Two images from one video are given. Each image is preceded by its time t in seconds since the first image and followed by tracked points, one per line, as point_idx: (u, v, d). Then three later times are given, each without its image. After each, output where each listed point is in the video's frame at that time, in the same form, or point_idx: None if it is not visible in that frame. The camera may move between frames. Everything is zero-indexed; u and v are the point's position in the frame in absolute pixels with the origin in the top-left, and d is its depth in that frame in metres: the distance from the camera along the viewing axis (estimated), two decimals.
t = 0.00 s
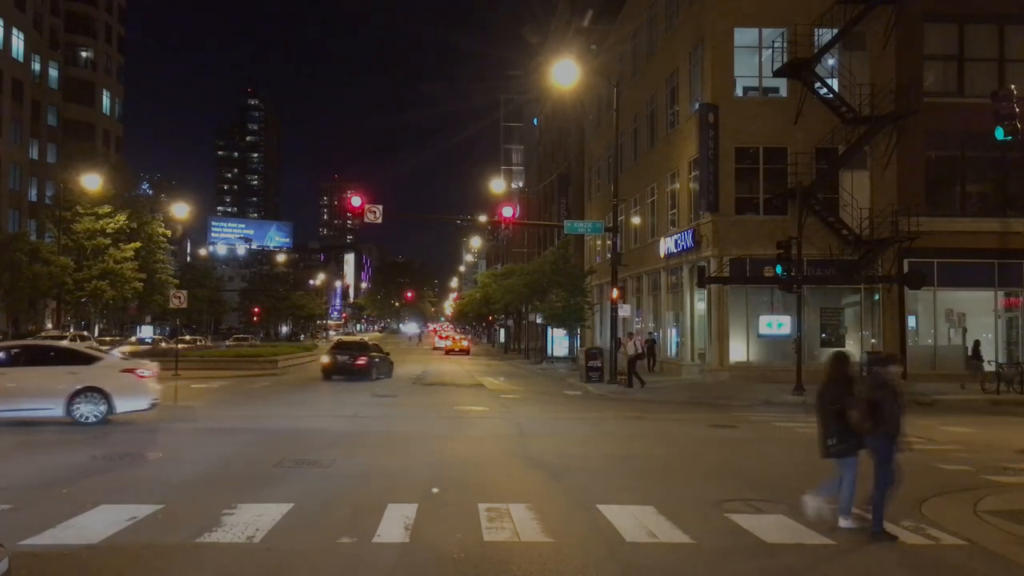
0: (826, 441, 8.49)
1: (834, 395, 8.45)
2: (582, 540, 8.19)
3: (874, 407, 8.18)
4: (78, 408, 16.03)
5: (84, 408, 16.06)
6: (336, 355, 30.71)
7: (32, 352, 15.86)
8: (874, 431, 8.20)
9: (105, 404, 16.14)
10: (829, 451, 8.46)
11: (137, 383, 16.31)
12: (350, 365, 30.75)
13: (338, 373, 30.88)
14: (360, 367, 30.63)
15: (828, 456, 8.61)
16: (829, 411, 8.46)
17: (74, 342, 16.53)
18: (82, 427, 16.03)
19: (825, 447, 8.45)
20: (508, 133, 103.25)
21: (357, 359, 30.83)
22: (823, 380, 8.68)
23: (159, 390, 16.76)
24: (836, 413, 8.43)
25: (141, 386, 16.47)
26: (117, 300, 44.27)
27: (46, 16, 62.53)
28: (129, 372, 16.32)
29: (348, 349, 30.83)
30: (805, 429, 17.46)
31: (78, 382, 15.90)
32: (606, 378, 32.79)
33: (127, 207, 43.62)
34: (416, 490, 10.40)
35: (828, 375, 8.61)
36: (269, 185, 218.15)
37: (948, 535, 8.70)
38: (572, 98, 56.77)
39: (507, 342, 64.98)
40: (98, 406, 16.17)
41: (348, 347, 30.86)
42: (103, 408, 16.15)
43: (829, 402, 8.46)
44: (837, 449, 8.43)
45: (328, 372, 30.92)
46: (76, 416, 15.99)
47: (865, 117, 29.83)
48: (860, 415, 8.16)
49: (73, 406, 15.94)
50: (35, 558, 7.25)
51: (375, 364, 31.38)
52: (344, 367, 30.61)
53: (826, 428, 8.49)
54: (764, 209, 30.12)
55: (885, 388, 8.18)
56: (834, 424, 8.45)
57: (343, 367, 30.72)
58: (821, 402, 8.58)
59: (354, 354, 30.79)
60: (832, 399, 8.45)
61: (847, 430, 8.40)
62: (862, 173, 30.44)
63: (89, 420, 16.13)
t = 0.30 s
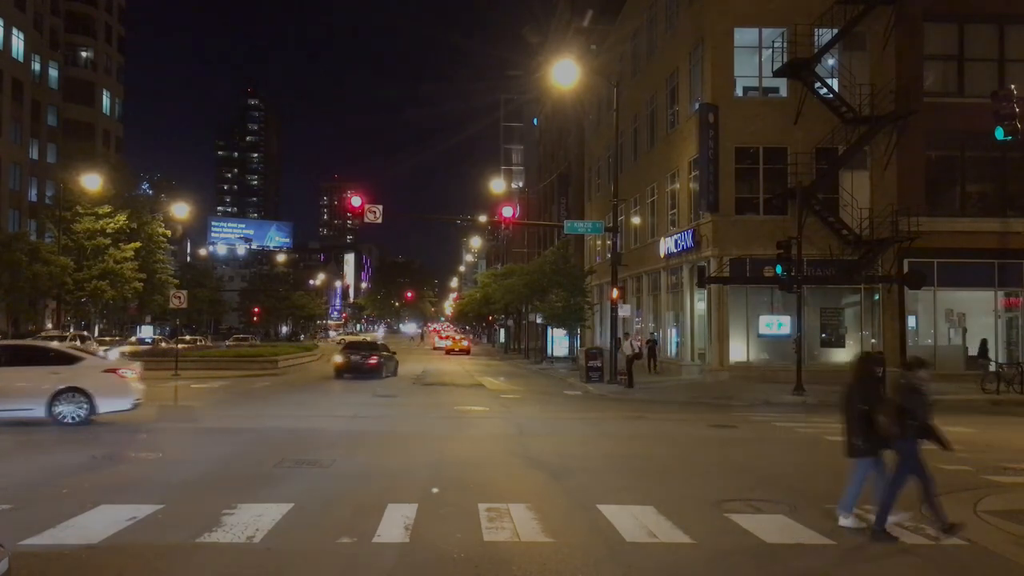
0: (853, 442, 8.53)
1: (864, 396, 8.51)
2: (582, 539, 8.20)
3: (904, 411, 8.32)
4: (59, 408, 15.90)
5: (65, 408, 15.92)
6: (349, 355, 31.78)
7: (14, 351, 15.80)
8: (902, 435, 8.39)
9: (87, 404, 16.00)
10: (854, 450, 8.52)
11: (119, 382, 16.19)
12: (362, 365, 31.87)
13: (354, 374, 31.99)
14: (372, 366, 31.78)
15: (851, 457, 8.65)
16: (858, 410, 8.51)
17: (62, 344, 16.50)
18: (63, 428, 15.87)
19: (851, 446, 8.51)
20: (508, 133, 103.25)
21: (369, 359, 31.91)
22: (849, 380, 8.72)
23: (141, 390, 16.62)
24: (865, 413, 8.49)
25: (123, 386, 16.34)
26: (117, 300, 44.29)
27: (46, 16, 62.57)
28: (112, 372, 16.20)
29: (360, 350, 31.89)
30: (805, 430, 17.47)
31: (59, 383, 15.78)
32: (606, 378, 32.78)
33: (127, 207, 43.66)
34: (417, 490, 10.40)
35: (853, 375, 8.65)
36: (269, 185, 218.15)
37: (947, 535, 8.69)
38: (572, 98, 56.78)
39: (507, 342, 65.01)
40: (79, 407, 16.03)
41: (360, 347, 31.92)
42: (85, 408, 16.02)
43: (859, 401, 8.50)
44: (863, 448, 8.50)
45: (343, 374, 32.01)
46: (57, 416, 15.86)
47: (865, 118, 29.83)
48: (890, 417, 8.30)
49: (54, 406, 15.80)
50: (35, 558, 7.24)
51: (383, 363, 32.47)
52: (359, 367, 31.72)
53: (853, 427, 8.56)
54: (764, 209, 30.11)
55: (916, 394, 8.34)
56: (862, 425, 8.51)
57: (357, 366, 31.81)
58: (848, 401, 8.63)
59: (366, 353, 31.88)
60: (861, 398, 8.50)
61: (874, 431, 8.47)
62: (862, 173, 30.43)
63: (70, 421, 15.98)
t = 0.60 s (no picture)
0: (882, 443, 8.66)
1: (893, 397, 8.61)
2: (582, 539, 8.20)
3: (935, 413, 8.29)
4: (40, 408, 15.80)
5: (46, 409, 15.81)
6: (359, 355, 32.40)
7: None
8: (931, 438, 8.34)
9: (68, 404, 15.88)
10: (885, 451, 8.67)
11: (101, 382, 16.05)
12: (371, 364, 32.53)
13: (363, 373, 32.61)
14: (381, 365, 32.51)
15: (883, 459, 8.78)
16: (888, 412, 8.62)
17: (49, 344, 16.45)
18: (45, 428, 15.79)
19: (882, 448, 8.64)
20: (508, 133, 103.26)
21: (378, 358, 32.53)
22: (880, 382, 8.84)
23: (124, 391, 16.48)
24: (895, 415, 8.60)
25: (105, 386, 16.19)
26: (117, 300, 44.27)
27: (46, 17, 62.56)
28: (93, 372, 16.07)
29: (369, 348, 32.66)
30: (806, 430, 17.48)
31: (40, 383, 15.68)
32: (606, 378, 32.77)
33: (127, 207, 43.65)
34: (416, 490, 10.40)
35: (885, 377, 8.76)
36: (269, 185, 218.07)
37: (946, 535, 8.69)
38: (572, 98, 56.78)
39: (507, 342, 65.01)
40: (60, 407, 15.92)
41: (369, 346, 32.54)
42: (66, 409, 15.90)
43: (888, 403, 8.61)
44: (894, 450, 8.63)
45: (351, 373, 32.61)
46: (38, 416, 15.76)
47: (865, 118, 29.82)
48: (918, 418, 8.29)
49: (35, 406, 15.71)
50: (35, 558, 7.24)
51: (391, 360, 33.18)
52: (368, 365, 32.37)
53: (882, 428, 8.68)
54: (764, 209, 30.11)
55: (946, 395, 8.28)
56: (892, 427, 8.60)
57: (365, 365, 32.47)
58: (878, 402, 8.74)
59: (374, 353, 32.52)
60: (890, 400, 8.61)
61: (904, 431, 8.59)
62: (862, 173, 30.43)
63: (51, 421, 15.88)
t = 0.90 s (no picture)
0: (912, 441, 8.64)
1: (919, 394, 8.59)
2: (582, 539, 8.20)
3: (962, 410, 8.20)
4: (21, 408, 15.67)
5: (27, 409, 15.68)
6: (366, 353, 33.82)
7: None
8: (959, 434, 8.23)
9: (49, 404, 15.75)
10: (915, 449, 8.64)
11: (83, 381, 15.98)
12: (378, 362, 33.91)
13: (369, 372, 33.88)
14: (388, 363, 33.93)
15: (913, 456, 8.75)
16: (915, 410, 8.59)
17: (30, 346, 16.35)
18: (26, 428, 15.65)
19: (912, 446, 8.63)
20: (508, 133, 103.30)
21: (384, 357, 33.90)
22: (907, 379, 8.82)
23: (106, 391, 16.41)
24: (923, 412, 8.56)
25: (87, 386, 16.12)
26: (117, 300, 44.25)
27: (46, 17, 62.53)
28: (74, 371, 16.00)
29: (375, 348, 33.88)
30: (806, 430, 17.48)
31: (21, 382, 15.57)
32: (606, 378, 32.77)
33: (127, 207, 43.65)
34: (416, 490, 10.40)
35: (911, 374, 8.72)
36: (269, 185, 218.06)
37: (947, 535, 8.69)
38: (572, 98, 56.79)
39: (507, 342, 65.01)
40: (42, 407, 15.77)
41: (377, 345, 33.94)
42: (46, 409, 15.76)
43: (915, 400, 8.59)
44: (925, 448, 8.62)
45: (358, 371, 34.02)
46: (19, 416, 15.63)
47: (865, 118, 29.83)
48: (946, 416, 8.28)
49: (16, 406, 15.59)
50: (35, 558, 7.24)
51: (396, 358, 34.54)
52: (373, 364, 33.61)
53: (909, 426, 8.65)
54: (764, 209, 30.11)
55: (974, 391, 8.19)
56: (920, 424, 8.59)
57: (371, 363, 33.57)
58: (904, 400, 8.72)
59: (381, 352, 33.89)
60: (917, 398, 8.59)
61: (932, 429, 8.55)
62: (862, 173, 30.44)
63: (32, 421, 15.74)
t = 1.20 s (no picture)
0: (938, 444, 8.50)
1: (947, 397, 8.47)
2: (582, 539, 8.20)
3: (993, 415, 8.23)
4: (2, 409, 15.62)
5: (8, 410, 15.63)
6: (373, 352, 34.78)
7: None
8: (988, 439, 8.29)
9: (30, 404, 15.72)
10: (939, 452, 8.51)
11: (65, 382, 15.97)
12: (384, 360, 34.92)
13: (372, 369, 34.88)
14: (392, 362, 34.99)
15: (932, 458, 8.64)
16: (942, 412, 8.47)
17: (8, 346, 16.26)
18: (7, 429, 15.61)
19: (936, 448, 8.49)
20: (508, 133, 103.35)
21: (390, 356, 34.90)
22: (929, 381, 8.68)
23: (87, 391, 16.42)
24: (951, 415, 8.45)
25: (69, 386, 16.12)
26: (116, 300, 44.25)
27: (47, 17, 62.57)
28: (55, 372, 15.98)
29: (381, 347, 34.77)
30: (805, 430, 17.49)
31: (3, 382, 15.51)
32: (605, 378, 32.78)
33: (127, 207, 43.68)
34: (417, 490, 10.40)
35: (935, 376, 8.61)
36: (269, 185, 218.06)
37: (947, 535, 8.68)
38: (572, 98, 56.81)
39: (507, 342, 65.05)
40: (22, 408, 15.75)
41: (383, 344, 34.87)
42: (27, 407, 15.73)
43: (945, 403, 8.45)
44: (951, 450, 8.46)
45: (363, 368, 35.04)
46: None
47: (865, 118, 29.84)
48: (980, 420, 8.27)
49: None
50: (35, 558, 7.24)
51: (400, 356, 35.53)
52: (378, 363, 34.59)
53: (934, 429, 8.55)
54: (764, 209, 30.11)
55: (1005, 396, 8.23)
56: (946, 427, 8.48)
57: (379, 363, 34.42)
58: (930, 403, 8.58)
59: (386, 351, 34.85)
60: (944, 400, 8.47)
61: (960, 432, 8.44)
62: (861, 173, 30.44)
63: (12, 421, 15.71)
